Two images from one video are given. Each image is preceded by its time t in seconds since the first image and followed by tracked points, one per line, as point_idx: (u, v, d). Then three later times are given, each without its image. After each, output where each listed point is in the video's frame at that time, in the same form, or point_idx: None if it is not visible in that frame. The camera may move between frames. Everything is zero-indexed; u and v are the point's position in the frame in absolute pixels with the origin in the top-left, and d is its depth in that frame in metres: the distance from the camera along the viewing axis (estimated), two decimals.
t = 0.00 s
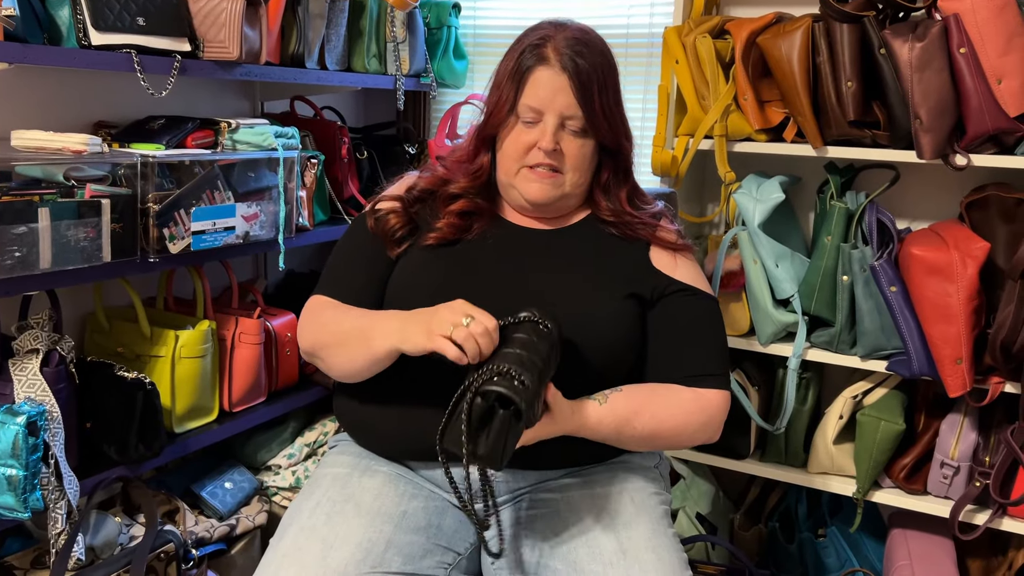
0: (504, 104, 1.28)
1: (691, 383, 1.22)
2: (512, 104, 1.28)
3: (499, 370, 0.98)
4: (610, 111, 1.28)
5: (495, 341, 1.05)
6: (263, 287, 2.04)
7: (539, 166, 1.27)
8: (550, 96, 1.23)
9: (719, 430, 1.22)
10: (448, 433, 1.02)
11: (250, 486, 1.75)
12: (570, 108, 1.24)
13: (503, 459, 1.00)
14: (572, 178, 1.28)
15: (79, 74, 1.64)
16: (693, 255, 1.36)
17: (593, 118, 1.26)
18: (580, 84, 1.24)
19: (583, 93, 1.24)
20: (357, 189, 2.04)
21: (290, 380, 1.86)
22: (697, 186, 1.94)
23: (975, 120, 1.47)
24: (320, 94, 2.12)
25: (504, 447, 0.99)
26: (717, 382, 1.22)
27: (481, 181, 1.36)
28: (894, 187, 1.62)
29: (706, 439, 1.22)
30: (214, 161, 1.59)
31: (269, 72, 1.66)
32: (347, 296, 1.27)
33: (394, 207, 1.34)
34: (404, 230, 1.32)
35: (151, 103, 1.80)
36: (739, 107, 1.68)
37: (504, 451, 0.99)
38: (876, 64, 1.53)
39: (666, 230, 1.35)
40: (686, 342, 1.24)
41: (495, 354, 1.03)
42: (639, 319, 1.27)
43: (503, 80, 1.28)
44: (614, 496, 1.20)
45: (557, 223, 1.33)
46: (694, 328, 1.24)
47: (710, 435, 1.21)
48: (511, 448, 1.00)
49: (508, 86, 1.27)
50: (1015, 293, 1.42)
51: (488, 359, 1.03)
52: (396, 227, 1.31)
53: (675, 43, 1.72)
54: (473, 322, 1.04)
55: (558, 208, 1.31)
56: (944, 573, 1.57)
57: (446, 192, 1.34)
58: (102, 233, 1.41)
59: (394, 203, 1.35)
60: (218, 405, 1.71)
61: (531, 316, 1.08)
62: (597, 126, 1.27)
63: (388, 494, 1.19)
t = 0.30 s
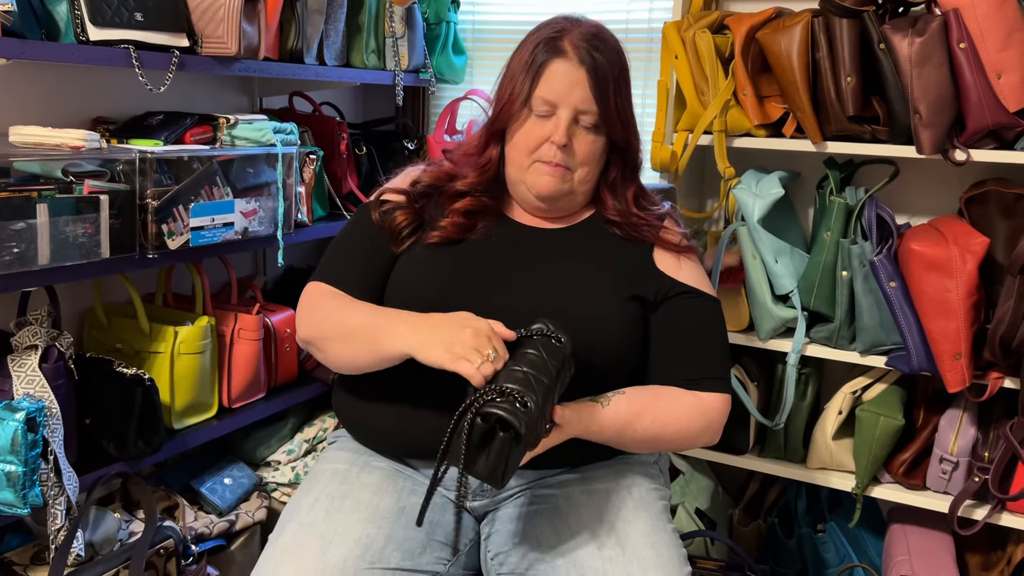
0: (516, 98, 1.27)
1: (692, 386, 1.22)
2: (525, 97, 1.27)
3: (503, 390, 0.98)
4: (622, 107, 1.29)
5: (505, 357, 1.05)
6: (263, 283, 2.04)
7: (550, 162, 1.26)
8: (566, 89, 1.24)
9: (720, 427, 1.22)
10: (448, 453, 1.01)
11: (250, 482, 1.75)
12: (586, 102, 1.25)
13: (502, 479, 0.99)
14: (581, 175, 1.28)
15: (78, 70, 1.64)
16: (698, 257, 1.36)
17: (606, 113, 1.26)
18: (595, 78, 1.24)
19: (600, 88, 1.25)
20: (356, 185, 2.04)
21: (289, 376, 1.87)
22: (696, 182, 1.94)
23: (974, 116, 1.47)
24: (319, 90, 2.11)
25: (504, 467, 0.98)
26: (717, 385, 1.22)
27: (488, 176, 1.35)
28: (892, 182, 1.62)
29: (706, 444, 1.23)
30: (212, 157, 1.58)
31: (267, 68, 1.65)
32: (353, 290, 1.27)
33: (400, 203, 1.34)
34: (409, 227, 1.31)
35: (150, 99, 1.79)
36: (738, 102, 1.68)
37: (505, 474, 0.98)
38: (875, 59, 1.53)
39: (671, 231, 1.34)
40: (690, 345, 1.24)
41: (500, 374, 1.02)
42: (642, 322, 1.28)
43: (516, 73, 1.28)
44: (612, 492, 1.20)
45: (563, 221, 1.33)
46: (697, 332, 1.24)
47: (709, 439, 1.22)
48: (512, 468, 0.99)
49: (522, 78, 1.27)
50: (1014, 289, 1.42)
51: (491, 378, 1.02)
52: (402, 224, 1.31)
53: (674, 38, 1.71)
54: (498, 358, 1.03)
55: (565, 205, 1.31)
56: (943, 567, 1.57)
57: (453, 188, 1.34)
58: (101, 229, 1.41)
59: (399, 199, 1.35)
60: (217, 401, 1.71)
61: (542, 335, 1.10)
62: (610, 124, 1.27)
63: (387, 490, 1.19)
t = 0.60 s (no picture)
0: (525, 86, 1.26)
1: (694, 378, 1.21)
2: (535, 84, 1.25)
3: (516, 421, 0.99)
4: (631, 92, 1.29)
5: (518, 373, 1.04)
6: (262, 274, 2.03)
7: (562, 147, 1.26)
8: (578, 74, 1.23)
9: (723, 419, 1.21)
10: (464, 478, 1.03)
11: (249, 473, 1.74)
12: (598, 88, 1.25)
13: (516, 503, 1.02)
14: (592, 160, 1.28)
15: (75, 58, 1.62)
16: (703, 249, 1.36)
17: (618, 98, 1.27)
18: (607, 62, 1.25)
19: (612, 72, 1.25)
20: (356, 175, 2.03)
21: (288, 367, 1.85)
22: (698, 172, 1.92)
23: (979, 104, 1.45)
24: (318, 79, 2.09)
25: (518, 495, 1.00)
26: (721, 377, 1.21)
27: (498, 162, 1.33)
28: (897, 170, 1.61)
29: (710, 436, 1.22)
30: (211, 146, 1.58)
31: (265, 56, 1.64)
32: (360, 277, 1.25)
33: (408, 192, 1.32)
34: (419, 216, 1.30)
35: (147, 88, 1.78)
36: (741, 90, 1.66)
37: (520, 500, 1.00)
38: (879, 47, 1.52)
39: (676, 223, 1.35)
40: (694, 337, 1.23)
41: (513, 396, 1.02)
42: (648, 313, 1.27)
43: (524, 59, 1.27)
44: (614, 483, 1.19)
45: (571, 209, 1.32)
46: (703, 324, 1.23)
47: (712, 432, 1.21)
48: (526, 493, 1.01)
49: (532, 63, 1.25)
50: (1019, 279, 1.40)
51: (504, 401, 1.02)
52: (412, 213, 1.30)
53: (677, 26, 1.70)
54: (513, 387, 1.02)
55: (574, 193, 1.30)
56: (945, 558, 1.56)
57: (459, 175, 1.33)
58: (98, 218, 1.39)
59: (408, 187, 1.34)
60: (216, 392, 1.70)
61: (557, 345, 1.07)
62: (621, 107, 1.28)
63: (388, 481, 1.18)
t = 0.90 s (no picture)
0: (526, 72, 1.24)
1: (699, 368, 1.19)
2: (536, 71, 1.23)
3: (533, 396, 0.96)
4: (632, 80, 1.26)
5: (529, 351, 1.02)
6: (259, 263, 2.01)
7: (561, 137, 1.24)
8: (578, 61, 1.21)
9: (726, 409, 1.19)
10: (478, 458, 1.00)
11: (247, 464, 1.72)
12: (599, 75, 1.22)
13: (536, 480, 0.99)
14: (591, 151, 1.25)
15: (68, 44, 1.60)
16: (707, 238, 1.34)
17: (620, 87, 1.25)
18: (608, 50, 1.22)
19: (613, 60, 1.22)
20: (354, 163, 2.01)
21: (286, 358, 1.83)
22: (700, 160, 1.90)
23: (986, 91, 1.43)
24: (315, 66, 2.07)
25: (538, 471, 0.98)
26: (724, 367, 1.19)
27: (497, 151, 1.31)
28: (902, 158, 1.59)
29: (712, 427, 1.20)
30: (206, 133, 1.55)
31: (262, 43, 1.61)
32: (359, 268, 1.23)
33: (406, 180, 1.30)
34: (417, 205, 1.28)
35: (142, 74, 1.75)
36: (744, 77, 1.64)
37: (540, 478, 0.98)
38: (885, 33, 1.50)
39: (679, 211, 1.33)
40: (696, 328, 1.21)
41: (525, 373, 1.00)
42: (651, 302, 1.25)
43: (524, 46, 1.24)
44: (616, 473, 1.17)
45: (572, 199, 1.30)
46: (707, 314, 1.21)
47: (714, 423, 1.19)
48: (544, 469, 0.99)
49: (532, 50, 1.23)
50: None
51: (517, 378, 1.00)
52: (410, 202, 1.28)
53: (678, 11, 1.67)
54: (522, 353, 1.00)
55: (575, 182, 1.28)
56: (946, 549, 1.56)
57: (457, 163, 1.31)
58: (92, 206, 1.37)
59: (406, 176, 1.31)
60: (213, 382, 1.68)
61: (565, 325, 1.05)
62: (621, 96, 1.25)
63: (386, 472, 1.16)
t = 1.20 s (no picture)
0: (520, 58, 1.21)
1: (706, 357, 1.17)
2: (529, 57, 1.20)
3: (561, 365, 0.93)
4: (631, 64, 1.23)
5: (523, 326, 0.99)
6: (255, 252, 1.98)
7: (557, 125, 1.21)
8: (573, 49, 1.18)
9: (729, 398, 1.17)
10: (536, 452, 0.95)
11: (244, 455, 1.70)
12: (593, 62, 1.19)
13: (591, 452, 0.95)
14: (589, 139, 1.23)
15: (58, 27, 1.57)
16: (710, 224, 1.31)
17: (620, 72, 1.22)
18: (604, 37, 1.18)
19: (607, 46, 1.19)
20: (351, 150, 1.98)
21: (283, 347, 1.81)
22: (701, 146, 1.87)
23: (994, 74, 1.41)
24: (311, 51, 2.04)
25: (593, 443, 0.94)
26: (727, 356, 1.18)
27: (492, 138, 1.29)
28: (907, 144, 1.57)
29: (715, 417, 1.18)
30: (200, 118, 1.52)
31: (258, 26, 1.58)
32: (354, 259, 1.21)
33: (400, 167, 1.28)
34: (410, 192, 1.25)
35: (134, 59, 1.72)
36: (747, 62, 1.61)
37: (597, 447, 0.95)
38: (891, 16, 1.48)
39: (682, 196, 1.30)
40: (700, 315, 1.20)
41: (541, 350, 0.97)
42: (654, 290, 1.23)
43: (520, 30, 1.21)
44: (619, 463, 1.15)
45: (570, 186, 1.28)
46: (710, 302, 1.20)
47: (717, 413, 1.18)
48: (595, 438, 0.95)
49: (526, 35, 1.20)
50: None
51: (537, 359, 0.96)
52: (402, 189, 1.25)
53: None
54: (503, 299, 0.98)
55: (573, 170, 1.25)
56: (950, 538, 1.55)
57: (454, 150, 1.28)
58: (84, 192, 1.35)
59: (399, 164, 1.28)
60: (209, 371, 1.66)
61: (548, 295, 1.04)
62: (620, 83, 1.22)
63: (385, 462, 1.14)
